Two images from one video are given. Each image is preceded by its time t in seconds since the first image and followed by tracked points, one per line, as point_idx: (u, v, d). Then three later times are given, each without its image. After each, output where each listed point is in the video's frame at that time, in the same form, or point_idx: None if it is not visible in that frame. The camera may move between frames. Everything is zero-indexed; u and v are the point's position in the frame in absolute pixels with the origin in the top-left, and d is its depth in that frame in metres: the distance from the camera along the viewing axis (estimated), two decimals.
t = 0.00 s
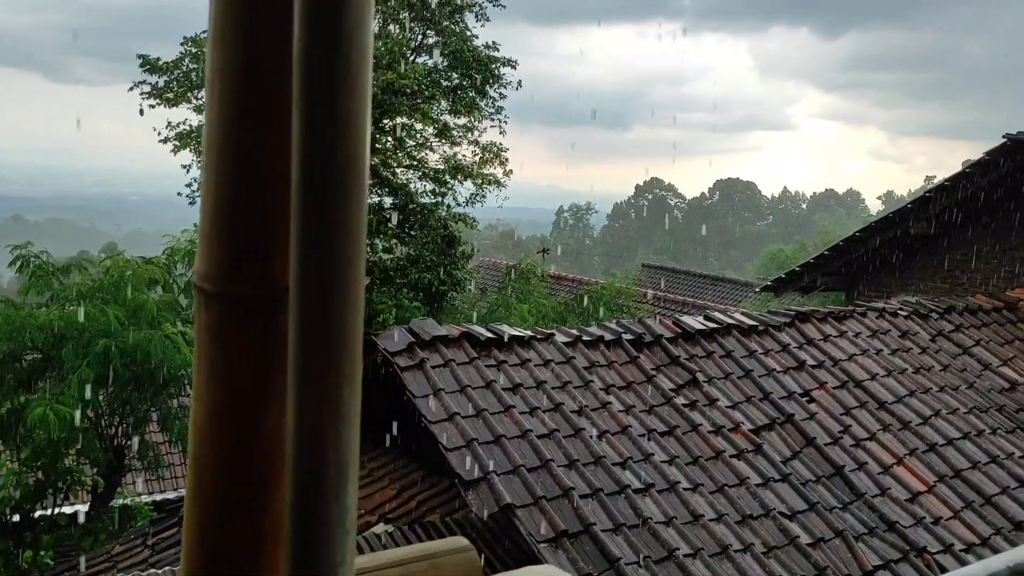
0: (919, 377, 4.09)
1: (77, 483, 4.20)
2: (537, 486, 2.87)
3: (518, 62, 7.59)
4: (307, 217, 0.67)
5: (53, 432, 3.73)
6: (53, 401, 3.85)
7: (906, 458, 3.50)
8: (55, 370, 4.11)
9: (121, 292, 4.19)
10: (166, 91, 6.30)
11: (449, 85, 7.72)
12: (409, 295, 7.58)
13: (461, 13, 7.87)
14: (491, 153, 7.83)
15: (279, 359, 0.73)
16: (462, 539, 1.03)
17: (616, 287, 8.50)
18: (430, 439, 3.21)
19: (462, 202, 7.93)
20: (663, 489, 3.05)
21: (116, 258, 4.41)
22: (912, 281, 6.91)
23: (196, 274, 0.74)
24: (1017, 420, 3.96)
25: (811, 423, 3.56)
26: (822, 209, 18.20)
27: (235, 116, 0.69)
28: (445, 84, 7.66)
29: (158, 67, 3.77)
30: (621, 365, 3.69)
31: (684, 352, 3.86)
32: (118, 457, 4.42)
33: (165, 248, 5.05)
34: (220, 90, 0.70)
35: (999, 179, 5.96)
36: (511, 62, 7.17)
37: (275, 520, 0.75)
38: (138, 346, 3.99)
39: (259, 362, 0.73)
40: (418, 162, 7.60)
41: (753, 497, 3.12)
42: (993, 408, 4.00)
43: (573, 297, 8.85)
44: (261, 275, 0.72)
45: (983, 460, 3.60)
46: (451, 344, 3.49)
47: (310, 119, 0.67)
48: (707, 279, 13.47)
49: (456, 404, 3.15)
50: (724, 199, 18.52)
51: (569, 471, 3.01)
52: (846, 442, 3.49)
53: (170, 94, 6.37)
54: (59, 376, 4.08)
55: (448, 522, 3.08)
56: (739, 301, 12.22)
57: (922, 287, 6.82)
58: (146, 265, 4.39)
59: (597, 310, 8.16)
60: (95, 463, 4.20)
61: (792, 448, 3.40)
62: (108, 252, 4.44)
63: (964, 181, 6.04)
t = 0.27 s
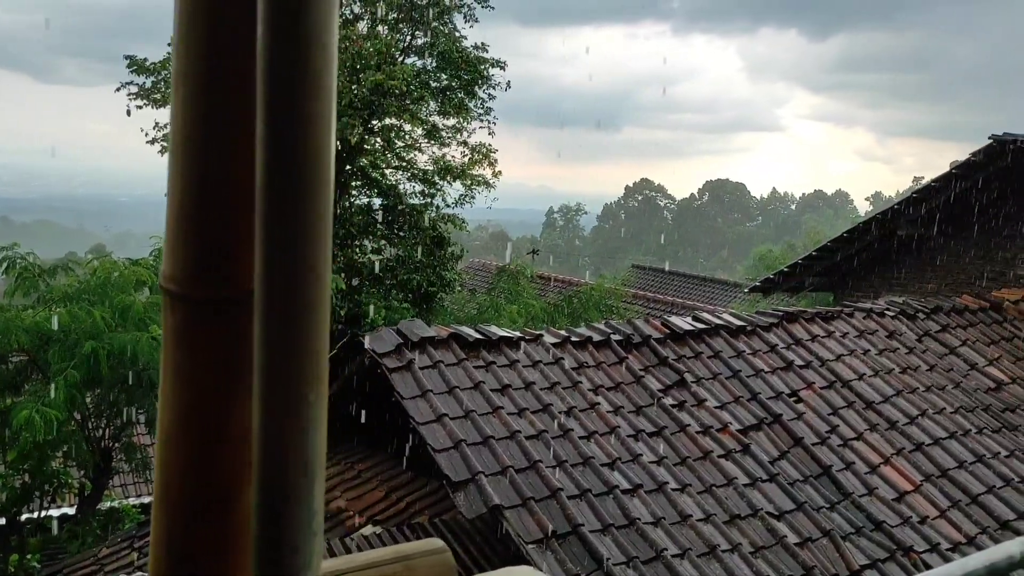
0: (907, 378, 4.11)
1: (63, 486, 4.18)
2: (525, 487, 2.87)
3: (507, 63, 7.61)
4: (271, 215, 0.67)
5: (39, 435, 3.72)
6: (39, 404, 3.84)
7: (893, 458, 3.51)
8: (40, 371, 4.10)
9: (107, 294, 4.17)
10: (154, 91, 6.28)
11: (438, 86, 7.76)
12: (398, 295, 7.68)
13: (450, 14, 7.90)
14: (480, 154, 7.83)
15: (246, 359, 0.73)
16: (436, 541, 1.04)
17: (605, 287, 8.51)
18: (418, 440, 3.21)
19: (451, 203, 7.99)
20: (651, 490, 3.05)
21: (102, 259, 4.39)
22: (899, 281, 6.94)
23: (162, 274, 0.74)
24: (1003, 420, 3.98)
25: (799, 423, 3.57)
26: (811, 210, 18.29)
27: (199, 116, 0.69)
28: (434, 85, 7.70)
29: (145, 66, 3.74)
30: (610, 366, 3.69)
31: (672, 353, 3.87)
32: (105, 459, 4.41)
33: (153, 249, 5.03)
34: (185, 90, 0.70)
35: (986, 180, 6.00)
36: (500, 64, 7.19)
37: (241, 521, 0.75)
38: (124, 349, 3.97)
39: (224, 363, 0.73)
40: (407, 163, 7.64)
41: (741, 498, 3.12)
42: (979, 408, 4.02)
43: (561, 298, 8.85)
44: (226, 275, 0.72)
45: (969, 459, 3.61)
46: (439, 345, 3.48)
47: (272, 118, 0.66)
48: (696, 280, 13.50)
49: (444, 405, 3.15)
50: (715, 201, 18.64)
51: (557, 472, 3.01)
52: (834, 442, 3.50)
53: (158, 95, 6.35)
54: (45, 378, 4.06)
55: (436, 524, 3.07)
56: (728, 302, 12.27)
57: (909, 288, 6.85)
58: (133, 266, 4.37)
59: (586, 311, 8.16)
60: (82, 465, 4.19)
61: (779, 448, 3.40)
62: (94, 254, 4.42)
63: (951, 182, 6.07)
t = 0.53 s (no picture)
0: (894, 378, 4.12)
1: (51, 489, 4.17)
2: (514, 488, 2.87)
3: (496, 65, 7.66)
4: (236, 215, 0.67)
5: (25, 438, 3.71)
6: (25, 407, 3.82)
7: (880, 458, 3.52)
8: (26, 375, 4.08)
9: (94, 296, 4.15)
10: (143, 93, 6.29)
11: (427, 87, 7.82)
12: (387, 296, 7.77)
13: (438, 16, 7.88)
14: (470, 155, 7.83)
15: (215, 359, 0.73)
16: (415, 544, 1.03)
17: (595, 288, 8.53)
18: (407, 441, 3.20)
19: (440, 204, 8.04)
20: (640, 491, 3.05)
21: (90, 261, 4.37)
22: (887, 282, 6.96)
23: (129, 274, 0.74)
24: (990, 420, 4.00)
25: (787, 423, 3.58)
26: (801, 211, 18.39)
27: (165, 115, 0.69)
28: (423, 85, 7.75)
29: (130, 68, 3.72)
30: (599, 367, 3.69)
31: (661, 354, 3.87)
32: (93, 461, 4.40)
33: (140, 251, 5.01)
34: (151, 89, 0.70)
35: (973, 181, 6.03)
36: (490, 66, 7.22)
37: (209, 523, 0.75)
38: (111, 351, 3.95)
39: (193, 362, 0.72)
40: (396, 164, 7.74)
41: (729, 498, 3.12)
42: (965, 408, 4.04)
43: (551, 299, 8.85)
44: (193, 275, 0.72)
45: (956, 459, 3.62)
46: (427, 347, 3.48)
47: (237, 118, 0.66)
48: (686, 280, 13.57)
49: (433, 406, 3.14)
50: (705, 202, 18.90)
51: (546, 472, 3.01)
52: (821, 442, 3.51)
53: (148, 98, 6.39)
54: (31, 380, 4.05)
55: (426, 525, 3.07)
56: (717, 302, 12.32)
57: (898, 289, 6.87)
58: (120, 268, 4.35)
59: (576, 312, 8.14)
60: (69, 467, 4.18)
61: (768, 448, 3.41)
62: (81, 256, 4.40)
63: (938, 184, 6.12)
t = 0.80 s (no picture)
0: (883, 378, 4.13)
1: (39, 490, 4.17)
2: (504, 490, 2.86)
3: (487, 66, 7.74)
4: (200, 216, 0.65)
5: (12, 439, 3.70)
6: (13, 408, 3.82)
7: (869, 458, 3.52)
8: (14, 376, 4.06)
9: (82, 297, 4.14)
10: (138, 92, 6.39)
11: (418, 88, 7.92)
12: (377, 297, 7.82)
13: (429, 17, 7.99)
14: (461, 156, 7.84)
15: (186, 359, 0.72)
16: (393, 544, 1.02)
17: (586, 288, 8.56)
18: (396, 442, 3.20)
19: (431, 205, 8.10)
20: (629, 491, 3.05)
21: (78, 262, 4.36)
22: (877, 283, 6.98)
23: (102, 273, 0.73)
24: (978, 419, 4.01)
25: (777, 423, 3.58)
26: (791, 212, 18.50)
27: (132, 115, 0.69)
28: (414, 87, 7.85)
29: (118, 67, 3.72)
30: (589, 367, 3.70)
31: (651, 354, 3.88)
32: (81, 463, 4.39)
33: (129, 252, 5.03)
34: (122, 86, 0.69)
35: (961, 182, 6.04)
36: (482, 67, 7.29)
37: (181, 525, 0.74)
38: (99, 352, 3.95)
39: (164, 362, 0.72)
40: (387, 165, 7.78)
41: (718, 499, 3.12)
42: (954, 407, 4.05)
43: (542, 300, 8.86)
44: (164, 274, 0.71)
45: (945, 459, 3.63)
46: (417, 348, 3.47)
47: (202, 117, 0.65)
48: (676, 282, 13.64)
49: (423, 407, 3.13)
50: (695, 202, 19.07)
51: (536, 473, 3.01)
52: (811, 442, 3.52)
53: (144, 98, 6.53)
54: (19, 381, 4.04)
55: (415, 526, 3.06)
56: (707, 304, 12.39)
57: (887, 289, 6.88)
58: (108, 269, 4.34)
59: (567, 313, 8.14)
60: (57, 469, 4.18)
61: (757, 448, 3.41)
62: (69, 257, 4.40)
63: (926, 185, 6.16)
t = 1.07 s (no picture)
0: (873, 378, 4.14)
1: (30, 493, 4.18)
2: (495, 490, 2.86)
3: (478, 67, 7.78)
4: (171, 214, 0.65)
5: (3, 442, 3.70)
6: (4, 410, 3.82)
7: (860, 457, 3.53)
8: (4, 379, 4.07)
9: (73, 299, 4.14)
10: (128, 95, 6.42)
11: (410, 89, 7.96)
12: (369, 298, 7.86)
13: (421, 18, 8.00)
14: (452, 158, 7.85)
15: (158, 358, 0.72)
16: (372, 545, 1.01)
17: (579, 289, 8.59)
18: (388, 444, 3.19)
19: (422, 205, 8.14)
20: (621, 491, 3.05)
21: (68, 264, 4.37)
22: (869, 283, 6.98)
23: (74, 275, 0.73)
24: (968, 419, 4.03)
25: (768, 423, 3.59)
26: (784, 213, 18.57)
27: (103, 117, 0.69)
28: (406, 88, 7.89)
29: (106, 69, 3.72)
30: (581, 368, 3.70)
31: (643, 355, 3.88)
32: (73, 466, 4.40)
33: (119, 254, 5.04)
34: (92, 87, 0.69)
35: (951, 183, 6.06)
36: (473, 68, 7.31)
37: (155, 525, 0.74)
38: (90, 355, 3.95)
39: (136, 362, 0.71)
40: (379, 166, 7.80)
41: (710, 499, 3.12)
42: (944, 407, 4.06)
43: (533, 301, 8.86)
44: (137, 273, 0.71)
45: (935, 459, 3.64)
46: (408, 349, 3.47)
47: (173, 118, 0.65)
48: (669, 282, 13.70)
49: (414, 408, 3.12)
50: (688, 203, 19.08)
51: (527, 474, 3.00)
52: (802, 442, 3.52)
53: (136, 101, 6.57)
54: (10, 384, 4.04)
55: (406, 527, 3.06)
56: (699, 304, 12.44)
57: (879, 290, 6.89)
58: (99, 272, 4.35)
59: (559, 313, 8.14)
60: (49, 471, 4.18)
61: (748, 448, 3.42)
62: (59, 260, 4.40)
63: (916, 186, 6.19)
